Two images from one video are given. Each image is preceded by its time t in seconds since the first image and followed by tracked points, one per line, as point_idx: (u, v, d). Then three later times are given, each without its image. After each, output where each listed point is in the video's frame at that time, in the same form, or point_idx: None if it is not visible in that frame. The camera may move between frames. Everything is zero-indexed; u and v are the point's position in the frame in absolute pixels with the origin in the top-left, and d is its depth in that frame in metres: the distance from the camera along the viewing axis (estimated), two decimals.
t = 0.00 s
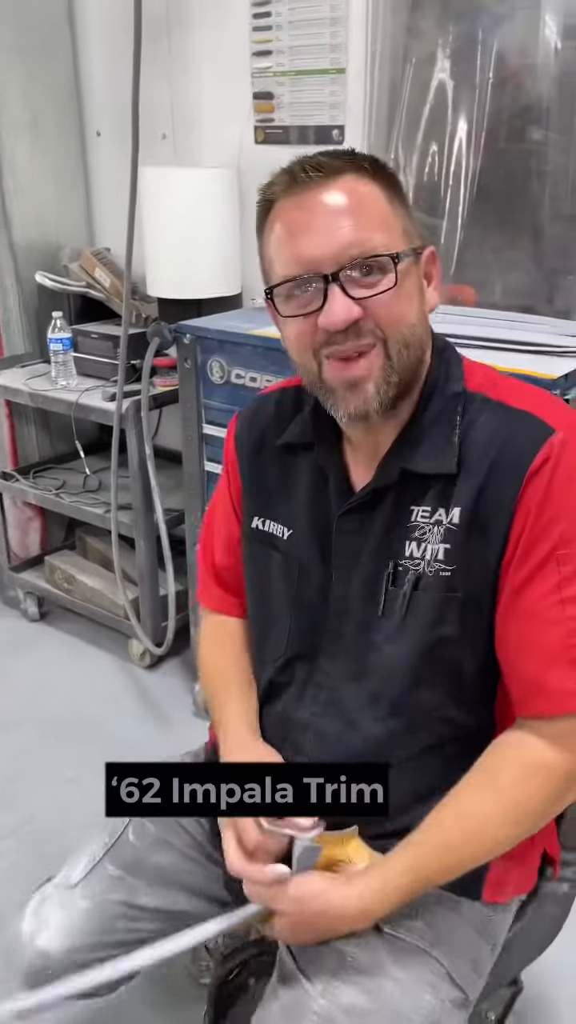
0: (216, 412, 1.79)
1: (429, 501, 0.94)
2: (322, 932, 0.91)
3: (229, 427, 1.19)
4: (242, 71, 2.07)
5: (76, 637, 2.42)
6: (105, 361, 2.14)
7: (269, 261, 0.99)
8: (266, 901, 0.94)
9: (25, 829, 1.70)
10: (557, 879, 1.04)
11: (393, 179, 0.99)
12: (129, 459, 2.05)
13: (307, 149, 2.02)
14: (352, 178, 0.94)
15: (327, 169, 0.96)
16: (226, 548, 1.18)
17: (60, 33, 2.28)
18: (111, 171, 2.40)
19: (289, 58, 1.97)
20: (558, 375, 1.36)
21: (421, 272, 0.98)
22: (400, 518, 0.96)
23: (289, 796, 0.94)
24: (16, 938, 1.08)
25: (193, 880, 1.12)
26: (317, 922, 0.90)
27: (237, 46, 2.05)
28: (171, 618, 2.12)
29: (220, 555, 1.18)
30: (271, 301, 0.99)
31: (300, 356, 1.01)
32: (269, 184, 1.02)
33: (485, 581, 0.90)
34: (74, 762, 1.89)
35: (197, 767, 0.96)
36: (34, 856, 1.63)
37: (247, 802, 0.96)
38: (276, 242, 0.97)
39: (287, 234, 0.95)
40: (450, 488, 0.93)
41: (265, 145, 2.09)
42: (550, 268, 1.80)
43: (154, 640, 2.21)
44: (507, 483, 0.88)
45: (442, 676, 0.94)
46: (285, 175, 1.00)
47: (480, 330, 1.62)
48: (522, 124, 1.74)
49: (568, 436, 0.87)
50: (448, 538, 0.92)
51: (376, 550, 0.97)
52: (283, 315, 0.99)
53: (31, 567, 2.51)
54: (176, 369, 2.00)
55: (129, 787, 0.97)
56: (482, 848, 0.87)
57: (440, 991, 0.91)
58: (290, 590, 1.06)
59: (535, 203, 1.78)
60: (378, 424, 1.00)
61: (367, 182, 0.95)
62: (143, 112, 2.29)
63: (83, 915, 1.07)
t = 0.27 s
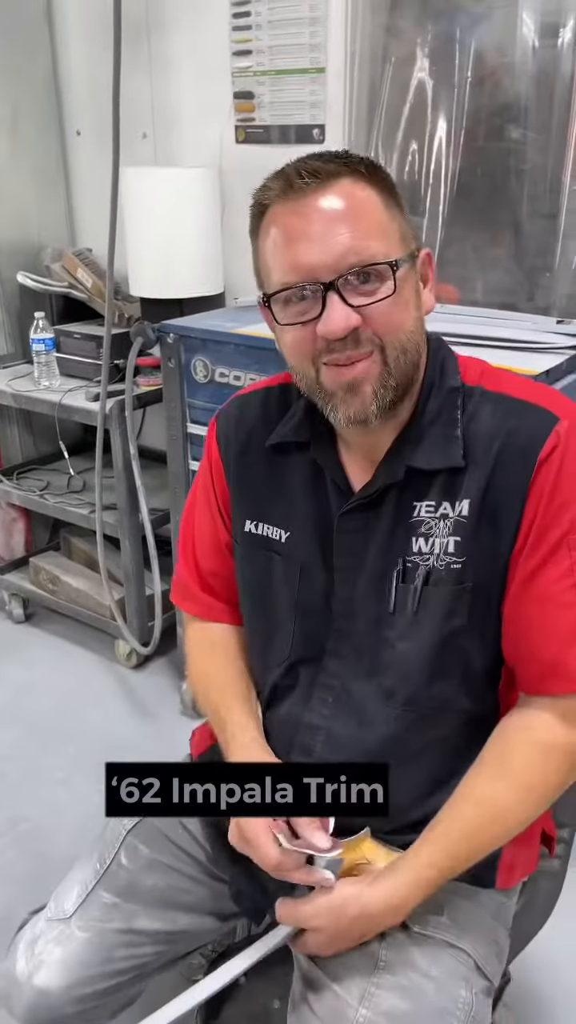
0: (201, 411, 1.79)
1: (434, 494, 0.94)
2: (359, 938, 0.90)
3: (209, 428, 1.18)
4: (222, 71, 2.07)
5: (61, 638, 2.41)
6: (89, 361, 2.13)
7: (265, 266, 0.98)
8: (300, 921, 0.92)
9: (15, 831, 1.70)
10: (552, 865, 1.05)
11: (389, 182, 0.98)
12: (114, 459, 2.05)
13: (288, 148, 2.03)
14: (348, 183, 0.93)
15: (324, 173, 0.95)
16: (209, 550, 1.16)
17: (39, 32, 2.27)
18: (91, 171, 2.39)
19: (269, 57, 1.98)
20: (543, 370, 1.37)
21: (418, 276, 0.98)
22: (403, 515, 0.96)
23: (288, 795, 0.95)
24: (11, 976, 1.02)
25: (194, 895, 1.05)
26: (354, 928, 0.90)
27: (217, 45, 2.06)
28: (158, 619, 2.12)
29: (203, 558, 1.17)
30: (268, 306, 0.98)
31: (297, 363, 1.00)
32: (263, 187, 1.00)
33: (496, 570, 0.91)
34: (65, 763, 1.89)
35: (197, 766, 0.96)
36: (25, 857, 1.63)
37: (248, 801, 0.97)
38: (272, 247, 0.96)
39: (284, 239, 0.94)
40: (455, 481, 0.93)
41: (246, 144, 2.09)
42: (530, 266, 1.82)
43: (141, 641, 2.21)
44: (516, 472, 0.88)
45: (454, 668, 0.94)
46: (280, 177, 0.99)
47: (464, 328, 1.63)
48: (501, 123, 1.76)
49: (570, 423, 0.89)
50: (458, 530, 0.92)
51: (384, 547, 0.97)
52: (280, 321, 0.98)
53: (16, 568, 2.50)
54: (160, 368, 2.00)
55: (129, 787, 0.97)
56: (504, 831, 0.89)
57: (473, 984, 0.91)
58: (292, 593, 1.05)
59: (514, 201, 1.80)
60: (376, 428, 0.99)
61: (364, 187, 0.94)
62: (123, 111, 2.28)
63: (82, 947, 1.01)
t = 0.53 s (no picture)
0: (192, 406, 1.80)
1: (426, 481, 0.93)
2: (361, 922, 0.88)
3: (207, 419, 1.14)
4: (211, 66, 2.08)
5: (55, 635, 2.42)
6: (80, 357, 2.13)
7: (257, 269, 0.97)
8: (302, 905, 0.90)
9: (10, 826, 1.70)
10: (543, 848, 1.05)
11: (378, 180, 0.96)
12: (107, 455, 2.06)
13: (277, 143, 2.03)
14: (338, 184, 0.92)
15: (312, 173, 0.93)
16: (209, 541, 1.13)
17: (27, 27, 2.27)
18: (82, 167, 2.40)
19: (257, 53, 1.98)
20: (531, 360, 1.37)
21: (410, 274, 0.97)
22: (397, 504, 0.94)
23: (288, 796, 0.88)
24: (7, 969, 1.02)
25: (190, 884, 1.04)
26: (353, 913, 0.87)
27: (206, 41, 2.06)
28: (151, 614, 2.13)
29: (201, 548, 1.13)
30: (262, 309, 0.97)
31: (292, 366, 0.99)
32: (252, 188, 0.99)
33: (488, 557, 0.89)
34: (59, 758, 1.89)
35: (198, 765, 0.86)
36: (19, 852, 1.64)
37: (248, 801, 0.89)
38: (263, 249, 0.95)
39: (274, 243, 0.93)
40: (446, 467, 0.92)
41: (236, 139, 2.10)
42: (518, 260, 1.83)
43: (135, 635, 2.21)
44: (506, 457, 0.88)
45: (448, 657, 0.92)
46: (268, 177, 0.97)
47: (454, 321, 1.64)
48: (489, 117, 1.77)
49: (562, 411, 0.88)
50: (450, 516, 0.91)
51: (379, 536, 0.95)
52: (274, 323, 0.97)
53: (9, 565, 2.50)
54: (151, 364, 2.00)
55: (129, 787, 0.88)
56: (497, 818, 0.86)
57: (478, 967, 0.88)
58: (290, 584, 1.01)
59: (502, 195, 1.81)
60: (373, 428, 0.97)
61: (354, 188, 0.92)
62: (113, 108, 2.29)
63: (79, 940, 1.00)
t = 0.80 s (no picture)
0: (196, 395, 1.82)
1: (421, 468, 0.94)
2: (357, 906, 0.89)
3: (210, 405, 1.14)
4: (216, 57, 2.09)
5: (61, 622, 2.44)
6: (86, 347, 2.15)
7: (255, 265, 0.98)
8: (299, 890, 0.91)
9: (16, 809, 1.73)
10: (538, 828, 1.06)
11: (372, 171, 0.97)
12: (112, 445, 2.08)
13: (281, 134, 2.05)
14: (333, 179, 0.93)
15: (307, 169, 0.94)
16: (212, 527, 1.12)
17: (32, 18, 2.28)
18: (87, 159, 2.41)
19: (262, 44, 1.99)
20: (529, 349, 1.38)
21: (406, 263, 0.97)
22: (394, 491, 0.95)
23: (288, 796, 0.84)
24: (13, 939, 1.06)
25: (188, 859, 1.06)
26: (349, 897, 0.88)
27: (211, 31, 2.07)
28: (155, 602, 2.15)
29: (206, 535, 1.13)
30: (261, 306, 0.98)
31: (292, 357, 1.00)
32: (248, 184, 0.99)
33: (482, 544, 0.90)
34: (64, 743, 1.92)
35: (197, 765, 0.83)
36: (25, 834, 1.67)
37: (247, 802, 0.85)
38: (260, 245, 0.96)
39: (271, 239, 0.94)
40: (441, 455, 0.93)
41: (240, 130, 2.11)
42: (520, 250, 1.84)
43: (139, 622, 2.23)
44: (501, 445, 0.89)
45: (443, 641, 0.93)
46: (263, 173, 0.98)
47: (455, 310, 1.65)
48: (492, 108, 1.78)
49: (557, 400, 0.89)
50: (444, 503, 0.91)
51: (375, 523, 0.96)
52: (272, 317, 0.98)
53: (16, 553, 2.53)
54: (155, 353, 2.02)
55: (129, 787, 0.84)
56: (490, 802, 0.87)
57: (471, 941, 0.89)
58: (289, 570, 1.02)
59: (505, 185, 1.82)
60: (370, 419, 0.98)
61: (348, 182, 0.93)
62: (118, 99, 2.30)
63: (81, 913, 1.03)
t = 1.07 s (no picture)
0: (215, 381, 1.85)
1: (430, 452, 0.95)
2: (355, 884, 0.90)
3: (222, 388, 1.15)
4: (241, 48, 2.11)
5: (80, 604, 2.49)
6: (109, 333, 2.19)
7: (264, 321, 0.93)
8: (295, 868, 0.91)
9: (32, 783, 1.78)
10: (534, 808, 1.08)
11: (381, 217, 0.87)
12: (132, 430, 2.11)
13: (305, 125, 2.06)
14: (340, 251, 0.84)
15: (311, 235, 0.85)
16: (221, 512, 1.14)
17: (62, 9, 2.31)
18: (113, 149, 2.44)
19: (287, 35, 2.01)
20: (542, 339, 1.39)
21: (417, 299, 0.91)
22: (400, 474, 0.96)
23: (288, 796, 0.85)
24: (23, 904, 1.10)
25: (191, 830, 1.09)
26: (347, 875, 0.89)
27: (236, 22, 2.09)
28: (171, 584, 2.18)
29: (214, 518, 1.14)
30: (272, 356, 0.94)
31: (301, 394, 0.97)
32: (252, 228, 0.91)
33: (483, 527, 0.92)
34: (80, 721, 1.96)
35: (198, 765, 0.85)
36: (40, 807, 1.71)
37: (247, 801, 0.87)
38: (266, 307, 0.90)
39: (278, 314, 0.88)
40: (450, 440, 0.94)
41: (264, 120, 2.13)
42: (540, 242, 1.85)
43: (157, 605, 2.27)
44: (508, 431, 0.90)
45: (444, 620, 0.95)
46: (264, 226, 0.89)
47: (471, 301, 1.66)
48: (514, 100, 1.78)
49: (563, 390, 0.90)
50: (451, 486, 0.93)
51: (382, 505, 0.97)
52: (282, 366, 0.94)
53: (38, 536, 2.58)
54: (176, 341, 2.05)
55: (129, 787, 0.87)
56: (483, 781, 0.89)
57: (463, 914, 0.90)
58: (296, 553, 1.04)
59: (525, 177, 1.82)
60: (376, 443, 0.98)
61: (357, 249, 0.85)
62: (144, 90, 2.33)
63: (88, 879, 1.07)
